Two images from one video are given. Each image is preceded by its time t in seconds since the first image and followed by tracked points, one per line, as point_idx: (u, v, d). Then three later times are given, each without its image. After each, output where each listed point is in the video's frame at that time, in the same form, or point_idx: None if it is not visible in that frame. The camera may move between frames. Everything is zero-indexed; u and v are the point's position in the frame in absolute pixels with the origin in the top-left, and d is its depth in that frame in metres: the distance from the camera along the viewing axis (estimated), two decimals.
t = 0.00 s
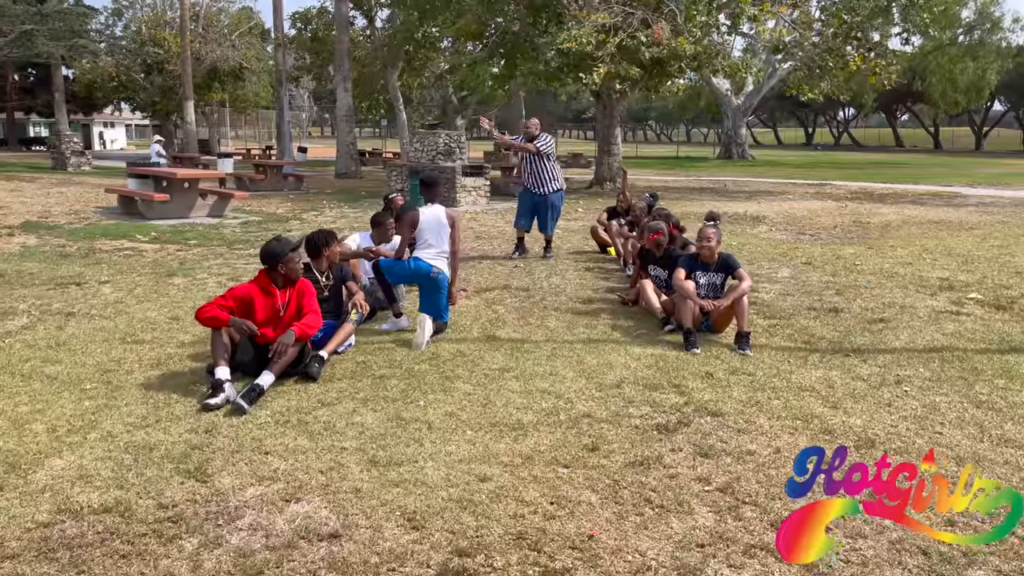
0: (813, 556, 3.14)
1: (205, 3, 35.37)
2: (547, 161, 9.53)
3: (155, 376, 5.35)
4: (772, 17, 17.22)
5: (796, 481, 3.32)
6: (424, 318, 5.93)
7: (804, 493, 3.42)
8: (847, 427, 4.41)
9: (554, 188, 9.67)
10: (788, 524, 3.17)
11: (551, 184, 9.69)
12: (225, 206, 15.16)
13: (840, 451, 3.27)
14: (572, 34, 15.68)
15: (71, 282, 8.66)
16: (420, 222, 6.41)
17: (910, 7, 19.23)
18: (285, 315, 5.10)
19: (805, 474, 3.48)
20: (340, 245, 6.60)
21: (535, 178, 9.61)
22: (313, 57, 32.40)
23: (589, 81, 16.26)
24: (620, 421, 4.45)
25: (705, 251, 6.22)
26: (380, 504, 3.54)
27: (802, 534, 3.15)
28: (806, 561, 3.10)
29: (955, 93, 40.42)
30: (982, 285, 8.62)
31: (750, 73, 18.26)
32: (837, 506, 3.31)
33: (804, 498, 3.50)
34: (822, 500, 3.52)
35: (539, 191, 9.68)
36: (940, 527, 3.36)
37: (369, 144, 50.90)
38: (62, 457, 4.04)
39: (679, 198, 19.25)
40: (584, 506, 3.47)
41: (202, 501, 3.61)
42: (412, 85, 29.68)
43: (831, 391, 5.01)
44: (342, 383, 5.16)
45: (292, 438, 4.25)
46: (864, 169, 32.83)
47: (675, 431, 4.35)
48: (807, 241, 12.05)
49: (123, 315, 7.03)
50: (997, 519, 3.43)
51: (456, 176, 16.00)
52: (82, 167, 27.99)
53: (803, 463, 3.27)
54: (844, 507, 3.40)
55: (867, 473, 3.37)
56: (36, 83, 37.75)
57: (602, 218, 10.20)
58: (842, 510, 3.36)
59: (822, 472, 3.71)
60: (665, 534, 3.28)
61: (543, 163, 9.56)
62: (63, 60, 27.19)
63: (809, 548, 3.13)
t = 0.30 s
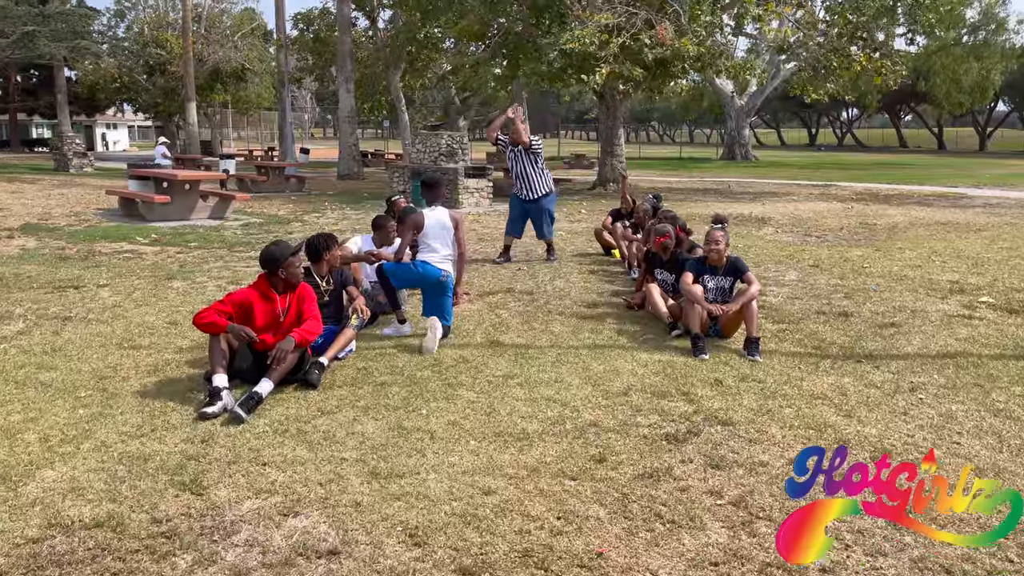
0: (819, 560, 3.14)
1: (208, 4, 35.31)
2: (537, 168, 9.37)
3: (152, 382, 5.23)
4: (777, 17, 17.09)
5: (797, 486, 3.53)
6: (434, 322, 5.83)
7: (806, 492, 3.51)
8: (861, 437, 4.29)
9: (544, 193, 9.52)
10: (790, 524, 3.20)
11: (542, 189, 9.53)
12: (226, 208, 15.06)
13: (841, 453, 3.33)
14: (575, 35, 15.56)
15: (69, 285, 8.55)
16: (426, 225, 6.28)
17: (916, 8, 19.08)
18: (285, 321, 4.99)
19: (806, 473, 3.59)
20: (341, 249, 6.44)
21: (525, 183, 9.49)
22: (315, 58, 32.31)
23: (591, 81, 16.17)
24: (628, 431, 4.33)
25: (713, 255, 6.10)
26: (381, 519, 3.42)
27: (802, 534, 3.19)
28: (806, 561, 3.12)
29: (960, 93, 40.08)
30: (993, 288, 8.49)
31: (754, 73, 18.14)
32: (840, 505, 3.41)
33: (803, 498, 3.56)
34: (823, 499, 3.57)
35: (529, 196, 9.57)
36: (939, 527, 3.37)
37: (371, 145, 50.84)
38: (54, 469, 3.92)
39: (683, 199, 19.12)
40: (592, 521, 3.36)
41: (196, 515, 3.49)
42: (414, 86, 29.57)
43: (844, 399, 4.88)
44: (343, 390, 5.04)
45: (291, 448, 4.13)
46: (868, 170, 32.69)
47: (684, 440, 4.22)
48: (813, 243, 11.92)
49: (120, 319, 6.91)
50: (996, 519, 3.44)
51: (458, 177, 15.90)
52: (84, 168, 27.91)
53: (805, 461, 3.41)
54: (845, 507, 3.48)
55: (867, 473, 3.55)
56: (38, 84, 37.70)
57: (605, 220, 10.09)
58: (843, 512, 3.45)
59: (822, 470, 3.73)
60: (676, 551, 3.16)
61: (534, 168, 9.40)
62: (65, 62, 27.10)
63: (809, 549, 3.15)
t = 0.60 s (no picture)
0: (820, 558, 3.19)
1: (211, 8, 35.27)
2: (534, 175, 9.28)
3: (153, 393, 5.11)
4: (783, 20, 16.92)
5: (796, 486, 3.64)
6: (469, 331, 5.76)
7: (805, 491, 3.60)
8: (882, 450, 4.17)
9: (539, 202, 9.43)
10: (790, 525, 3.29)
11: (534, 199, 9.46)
12: (229, 212, 14.96)
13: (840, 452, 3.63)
14: (581, 38, 15.44)
15: (69, 292, 8.43)
16: (419, 223, 6.25)
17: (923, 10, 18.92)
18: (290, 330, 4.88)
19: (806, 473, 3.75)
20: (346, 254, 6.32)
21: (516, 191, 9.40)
22: (318, 61, 32.21)
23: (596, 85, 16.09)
24: (643, 444, 4.20)
25: (725, 263, 5.99)
26: (390, 539, 3.29)
27: (802, 535, 3.27)
28: (806, 560, 3.17)
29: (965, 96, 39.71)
30: (1007, 294, 8.36)
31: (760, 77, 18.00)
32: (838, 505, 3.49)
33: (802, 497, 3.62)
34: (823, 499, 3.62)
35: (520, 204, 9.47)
36: (940, 527, 3.40)
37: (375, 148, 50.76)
38: (52, 485, 3.80)
39: (689, 203, 18.97)
40: (610, 541, 3.23)
41: (198, 535, 3.37)
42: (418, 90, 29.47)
43: (863, 410, 4.75)
44: (349, 401, 4.91)
45: (296, 463, 4.01)
46: (873, 173, 32.53)
47: (702, 454, 4.09)
48: (822, 248, 11.78)
49: (122, 327, 6.78)
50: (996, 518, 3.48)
51: (463, 181, 15.79)
52: (87, 172, 27.83)
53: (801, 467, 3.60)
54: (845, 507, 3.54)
55: (866, 474, 3.66)
56: (42, 88, 37.64)
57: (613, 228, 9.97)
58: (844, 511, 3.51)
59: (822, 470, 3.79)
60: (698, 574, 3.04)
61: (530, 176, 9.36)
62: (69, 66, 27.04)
63: (809, 549, 3.22)
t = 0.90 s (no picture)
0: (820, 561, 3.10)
1: (215, 10, 35.24)
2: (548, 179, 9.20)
3: (156, 400, 5.03)
4: (789, 22, 16.84)
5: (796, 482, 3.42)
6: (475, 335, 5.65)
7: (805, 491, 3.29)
8: (899, 458, 4.10)
9: (550, 203, 9.40)
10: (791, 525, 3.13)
11: (545, 200, 9.40)
12: (233, 215, 14.91)
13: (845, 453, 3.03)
14: (586, 41, 15.36)
15: (72, 296, 8.36)
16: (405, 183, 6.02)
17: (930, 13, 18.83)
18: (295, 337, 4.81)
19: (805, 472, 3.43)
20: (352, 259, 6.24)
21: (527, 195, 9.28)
22: (322, 64, 32.18)
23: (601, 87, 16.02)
24: (655, 454, 4.11)
25: (734, 267, 5.87)
26: (398, 553, 3.20)
27: (803, 535, 3.12)
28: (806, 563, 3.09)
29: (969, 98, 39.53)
30: (1019, 298, 8.26)
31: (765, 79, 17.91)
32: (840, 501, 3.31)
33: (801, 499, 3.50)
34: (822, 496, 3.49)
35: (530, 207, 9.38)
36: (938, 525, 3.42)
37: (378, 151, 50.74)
38: (51, 496, 3.72)
39: (694, 206, 18.89)
40: (623, 557, 3.14)
41: (201, 549, 3.28)
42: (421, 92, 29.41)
43: (878, 419, 4.65)
44: (355, 409, 4.83)
45: (301, 473, 3.93)
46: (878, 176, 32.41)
47: (715, 465, 4.00)
48: (830, 251, 11.68)
49: (124, 333, 6.71)
50: (993, 519, 3.49)
51: (467, 184, 15.71)
52: (91, 175, 27.81)
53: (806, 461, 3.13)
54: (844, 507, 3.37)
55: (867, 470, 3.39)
56: (46, 91, 37.65)
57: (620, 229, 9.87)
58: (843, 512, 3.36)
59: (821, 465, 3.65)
60: None
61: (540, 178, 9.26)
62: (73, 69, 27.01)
63: (808, 550, 3.11)
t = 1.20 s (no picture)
0: (821, 560, 3.20)
1: (221, 11, 35.26)
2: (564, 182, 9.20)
3: (157, 403, 5.00)
4: (794, 25, 16.78)
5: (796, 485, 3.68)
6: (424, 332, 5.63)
7: (805, 492, 3.62)
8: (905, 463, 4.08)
9: (565, 205, 9.41)
10: (790, 526, 3.29)
11: (559, 202, 9.40)
12: (237, 216, 14.90)
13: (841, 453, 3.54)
14: (591, 43, 15.34)
15: (74, 297, 8.35)
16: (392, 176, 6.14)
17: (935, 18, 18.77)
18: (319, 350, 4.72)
19: (806, 474, 3.78)
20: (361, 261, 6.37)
21: (542, 197, 9.28)
22: (327, 65, 32.18)
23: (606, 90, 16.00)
24: (658, 460, 4.07)
25: (737, 270, 5.87)
26: (398, 559, 3.17)
27: (802, 535, 3.28)
28: (806, 560, 3.19)
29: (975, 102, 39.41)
30: None
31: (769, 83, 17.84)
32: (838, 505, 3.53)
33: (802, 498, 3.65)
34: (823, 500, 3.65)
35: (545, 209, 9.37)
36: (939, 526, 3.45)
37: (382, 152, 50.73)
38: (51, 498, 3.70)
39: (699, 209, 18.81)
40: (625, 564, 3.11)
41: (200, 553, 3.25)
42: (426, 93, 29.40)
43: (884, 425, 4.61)
44: (356, 412, 4.80)
45: (301, 477, 3.90)
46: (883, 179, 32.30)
47: (719, 471, 3.97)
48: (834, 256, 11.63)
49: (127, 334, 6.69)
50: (996, 517, 3.54)
51: (471, 186, 15.69)
52: (96, 176, 27.83)
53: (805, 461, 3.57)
54: (845, 507, 3.57)
55: (867, 474, 3.66)
56: (52, 91, 37.72)
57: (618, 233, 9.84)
58: (844, 512, 3.54)
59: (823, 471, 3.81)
60: None
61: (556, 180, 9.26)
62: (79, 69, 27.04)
63: (809, 549, 3.23)
